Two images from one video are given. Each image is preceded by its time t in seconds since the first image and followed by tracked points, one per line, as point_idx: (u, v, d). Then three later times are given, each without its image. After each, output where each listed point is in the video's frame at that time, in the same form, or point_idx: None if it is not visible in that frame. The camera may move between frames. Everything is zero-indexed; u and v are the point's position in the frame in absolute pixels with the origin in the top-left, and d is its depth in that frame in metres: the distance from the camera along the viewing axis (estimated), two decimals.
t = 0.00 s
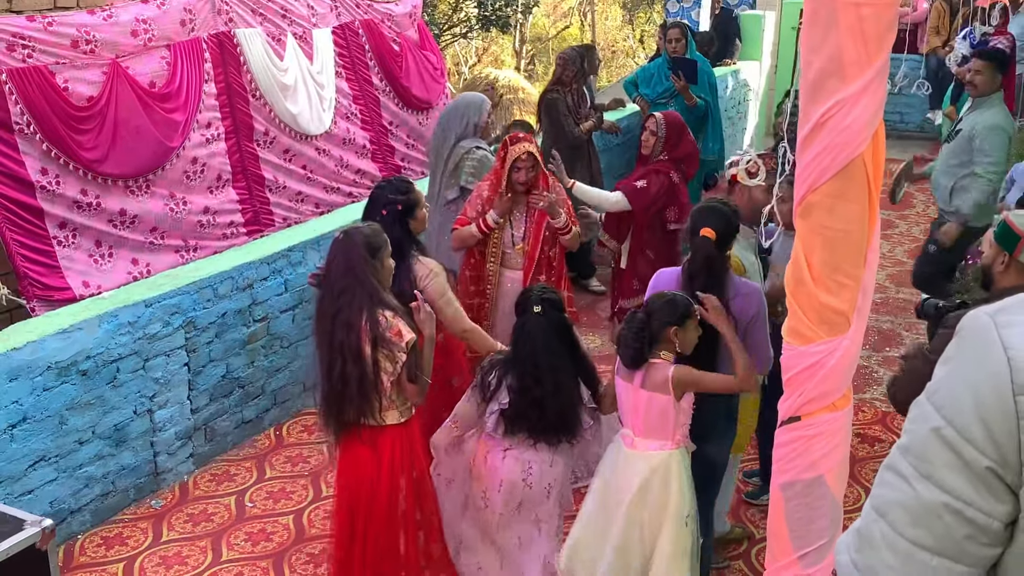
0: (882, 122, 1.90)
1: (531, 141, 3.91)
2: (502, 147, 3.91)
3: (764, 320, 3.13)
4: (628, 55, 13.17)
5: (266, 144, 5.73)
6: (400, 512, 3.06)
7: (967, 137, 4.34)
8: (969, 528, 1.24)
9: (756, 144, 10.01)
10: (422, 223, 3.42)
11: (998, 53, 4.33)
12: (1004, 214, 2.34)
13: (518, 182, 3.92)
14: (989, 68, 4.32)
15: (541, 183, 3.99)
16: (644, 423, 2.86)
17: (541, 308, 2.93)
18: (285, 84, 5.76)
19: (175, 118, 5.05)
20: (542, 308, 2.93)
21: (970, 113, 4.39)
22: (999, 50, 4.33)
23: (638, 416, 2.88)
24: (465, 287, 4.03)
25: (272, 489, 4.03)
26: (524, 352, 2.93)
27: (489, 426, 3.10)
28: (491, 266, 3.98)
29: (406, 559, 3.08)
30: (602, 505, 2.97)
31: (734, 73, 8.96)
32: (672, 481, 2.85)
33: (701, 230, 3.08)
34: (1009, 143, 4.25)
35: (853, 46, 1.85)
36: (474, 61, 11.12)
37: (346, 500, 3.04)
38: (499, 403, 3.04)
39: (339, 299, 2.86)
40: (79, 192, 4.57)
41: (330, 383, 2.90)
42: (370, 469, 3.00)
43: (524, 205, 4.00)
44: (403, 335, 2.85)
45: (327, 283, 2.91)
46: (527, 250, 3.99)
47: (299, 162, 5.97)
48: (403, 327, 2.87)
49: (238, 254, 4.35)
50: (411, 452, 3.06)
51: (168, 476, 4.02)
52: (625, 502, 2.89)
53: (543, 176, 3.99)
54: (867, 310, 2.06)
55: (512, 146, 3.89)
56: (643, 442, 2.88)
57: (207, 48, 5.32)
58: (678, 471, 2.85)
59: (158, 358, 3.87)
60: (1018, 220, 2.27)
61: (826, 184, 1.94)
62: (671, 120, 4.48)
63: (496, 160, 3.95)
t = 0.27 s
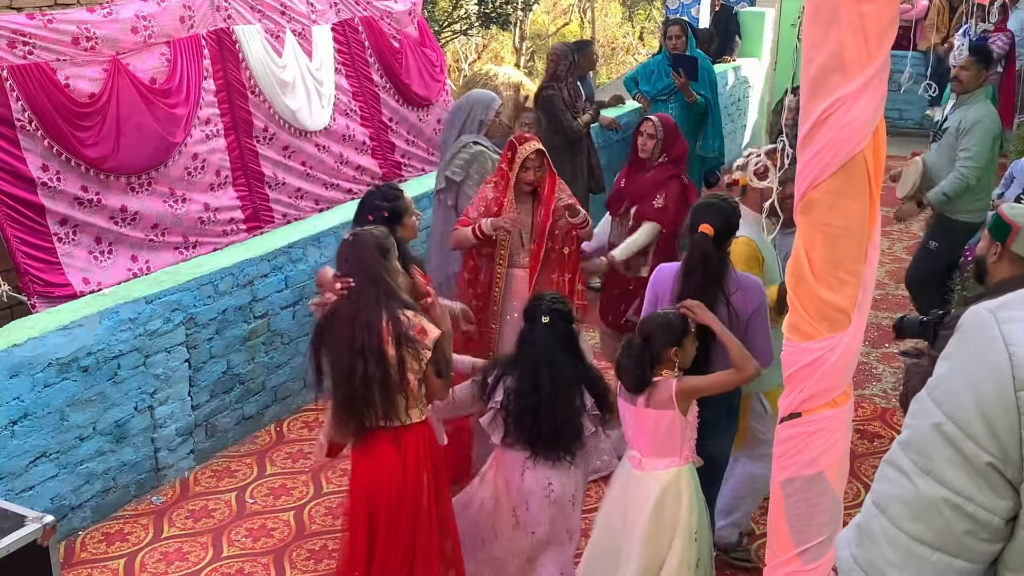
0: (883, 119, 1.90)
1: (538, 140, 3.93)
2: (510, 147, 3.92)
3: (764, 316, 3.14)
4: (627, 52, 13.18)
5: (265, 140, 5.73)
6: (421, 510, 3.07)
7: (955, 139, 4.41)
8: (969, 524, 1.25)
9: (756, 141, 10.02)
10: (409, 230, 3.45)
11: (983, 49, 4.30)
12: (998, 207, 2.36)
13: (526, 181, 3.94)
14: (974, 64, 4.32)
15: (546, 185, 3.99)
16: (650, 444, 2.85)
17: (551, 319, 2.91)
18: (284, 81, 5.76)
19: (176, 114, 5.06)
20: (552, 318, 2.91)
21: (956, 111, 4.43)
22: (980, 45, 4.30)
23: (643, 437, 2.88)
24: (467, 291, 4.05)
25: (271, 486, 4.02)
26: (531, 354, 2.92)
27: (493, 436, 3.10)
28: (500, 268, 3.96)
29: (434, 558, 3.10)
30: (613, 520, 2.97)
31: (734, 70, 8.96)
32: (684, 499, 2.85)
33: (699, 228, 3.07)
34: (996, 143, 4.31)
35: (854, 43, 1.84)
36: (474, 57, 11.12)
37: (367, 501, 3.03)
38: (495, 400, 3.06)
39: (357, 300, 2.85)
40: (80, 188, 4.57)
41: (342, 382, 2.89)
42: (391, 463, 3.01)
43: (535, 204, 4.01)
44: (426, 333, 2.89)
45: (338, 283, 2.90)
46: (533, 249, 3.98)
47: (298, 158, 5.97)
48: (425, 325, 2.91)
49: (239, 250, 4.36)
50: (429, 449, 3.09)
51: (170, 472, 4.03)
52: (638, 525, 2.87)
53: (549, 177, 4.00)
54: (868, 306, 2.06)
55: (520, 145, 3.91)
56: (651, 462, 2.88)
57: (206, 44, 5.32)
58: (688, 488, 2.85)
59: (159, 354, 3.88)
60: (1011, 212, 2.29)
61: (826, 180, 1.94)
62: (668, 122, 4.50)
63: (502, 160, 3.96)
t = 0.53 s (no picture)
0: (882, 118, 1.83)
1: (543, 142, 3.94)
2: (514, 149, 3.93)
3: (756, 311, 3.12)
4: (622, 52, 13.22)
5: (260, 140, 5.73)
6: (430, 511, 3.13)
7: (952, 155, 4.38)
8: (968, 521, 1.27)
9: (750, 139, 10.06)
10: (393, 225, 3.46)
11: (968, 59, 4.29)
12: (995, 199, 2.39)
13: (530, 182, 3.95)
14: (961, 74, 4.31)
15: (551, 186, 4.00)
16: (661, 438, 2.86)
17: (554, 314, 2.91)
18: (277, 81, 5.77)
19: (172, 114, 5.06)
20: (554, 313, 2.91)
21: (943, 126, 4.41)
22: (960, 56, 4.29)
23: (654, 431, 2.87)
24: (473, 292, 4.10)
25: (270, 484, 4.04)
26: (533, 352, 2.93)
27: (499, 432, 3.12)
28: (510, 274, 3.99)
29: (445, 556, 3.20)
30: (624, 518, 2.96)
31: (729, 69, 9.00)
32: (695, 488, 2.87)
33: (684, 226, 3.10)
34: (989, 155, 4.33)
35: (852, 41, 1.77)
36: (469, 57, 11.16)
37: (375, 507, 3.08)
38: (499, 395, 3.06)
39: (362, 305, 2.85)
40: (81, 186, 4.58)
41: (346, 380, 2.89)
42: (399, 467, 3.04)
43: (540, 207, 4.02)
44: (435, 334, 2.93)
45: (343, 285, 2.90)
46: (542, 250, 4.01)
47: (294, 157, 5.98)
48: (433, 326, 2.95)
49: (237, 249, 4.37)
50: (435, 451, 3.14)
51: (168, 471, 4.05)
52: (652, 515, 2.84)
53: (554, 177, 4.01)
54: (866, 301, 1.98)
55: (525, 148, 3.92)
56: (661, 455, 2.88)
57: (200, 44, 5.33)
58: (699, 477, 2.88)
59: (158, 353, 3.89)
60: (1010, 205, 2.32)
61: (824, 179, 1.86)
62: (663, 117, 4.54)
63: (506, 162, 3.96)
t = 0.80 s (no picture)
0: (879, 116, 1.79)
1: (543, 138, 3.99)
2: (515, 145, 3.99)
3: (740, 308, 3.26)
4: (617, 52, 13.27)
5: (254, 139, 5.74)
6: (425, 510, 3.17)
7: (958, 165, 4.40)
8: (971, 519, 1.31)
9: (743, 139, 10.10)
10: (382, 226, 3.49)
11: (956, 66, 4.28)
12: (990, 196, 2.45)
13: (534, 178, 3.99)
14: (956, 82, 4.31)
15: (553, 181, 4.03)
16: (669, 415, 2.89)
17: (547, 308, 2.97)
18: (269, 80, 5.79)
19: (167, 114, 5.08)
20: (548, 308, 2.97)
21: (943, 137, 4.41)
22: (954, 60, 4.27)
23: (660, 412, 2.91)
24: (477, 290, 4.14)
25: (269, 481, 4.07)
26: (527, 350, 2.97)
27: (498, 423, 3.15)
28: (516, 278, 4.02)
29: (441, 556, 3.25)
30: (623, 497, 2.95)
31: (722, 68, 9.05)
32: (699, 462, 2.91)
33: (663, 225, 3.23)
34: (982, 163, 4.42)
35: (850, 39, 1.73)
36: (465, 57, 11.21)
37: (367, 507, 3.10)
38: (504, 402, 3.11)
39: (355, 307, 2.86)
40: (74, 186, 4.59)
41: (337, 382, 2.91)
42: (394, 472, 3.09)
43: (544, 203, 4.05)
44: (427, 338, 2.94)
45: (337, 286, 2.91)
46: (551, 246, 4.04)
47: (288, 156, 5.99)
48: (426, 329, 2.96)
49: (235, 248, 4.39)
50: (428, 454, 3.19)
51: (167, 467, 4.07)
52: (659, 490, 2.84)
53: (555, 173, 4.03)
54: (863, 299, 1.93)
55: (525, 143, 3.97)
56: (665, 432, 2.91)
57: (193, 44, 5.34)
58: (701, 451, 2.93)
59: (157, 351, 3.91)
60: (1005, 199, 2.38)
61: (821, 177, 1.82)
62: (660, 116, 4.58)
63: (507, 158, 4.01)
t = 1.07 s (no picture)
0: (875, 115, 1.73)
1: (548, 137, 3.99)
2: (520, 144, 3.99)
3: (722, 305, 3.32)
4: (610, 51, 13.29)
5: (245, 138, 5.75)
6: (413, 510, 3.13)
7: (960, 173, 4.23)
8: (972, 521, 1.33)
9: (735, 138, 10.14)
10: (377, 224, 3.52)
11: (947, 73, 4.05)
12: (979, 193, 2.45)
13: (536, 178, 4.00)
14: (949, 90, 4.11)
15: (558, 180, 4.05)
16: (666, 412, 2.92)
17: (547, 300, 2.99)
18: (259, 79, 5.79)
19: (158, 114, 5.08)
20: (547, 300, 3.00)
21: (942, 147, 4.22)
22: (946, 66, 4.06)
23: (658, 408, 2.93)
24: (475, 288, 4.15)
25: (265, 478, 4.08)
26: (521, 340, 3.00)
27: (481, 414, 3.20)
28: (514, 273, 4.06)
29: (430, 557, 3.19)
30: (621, 493, 2.97)
31: (715, 67, 9.10)
32: (697, 459, 2.95)
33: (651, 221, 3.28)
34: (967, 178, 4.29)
35: (845, 37, 1.67)
36: (458, 56, 11.24)
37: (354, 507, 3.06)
38: (489, 389, 3.12)
39: (344, 318, 2.81)
40: (67, 186, 4.60)
41: (320, 392, 2.86)
42: (379, 484, 3.04)
43: (548, 202, 4.06)
44: (415, 351, 2.85)
45: (328, 294, 2.89)
46: (551, 245, 4.05)
47: (280, 155, 6.00)
48: (415, 342, 2.88)
49: (229, 247, 4.40)
50: (417, 460, 3.13)
51: (163, 465, 4.08)
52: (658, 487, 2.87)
53: (561, 172, 4.05)
54: (859, 297, 1.90)
55: (530, 142, 3.97)
56: (662, 429, 2.93)
57: (182, 43, 5.35)
58: (699, 447, 2.98)
59: (153, 349, 3.92)
60: (994, 196, 2.38)
61: (817, 176, 1.76)
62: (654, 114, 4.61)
63: (512, 157, 4.03)
